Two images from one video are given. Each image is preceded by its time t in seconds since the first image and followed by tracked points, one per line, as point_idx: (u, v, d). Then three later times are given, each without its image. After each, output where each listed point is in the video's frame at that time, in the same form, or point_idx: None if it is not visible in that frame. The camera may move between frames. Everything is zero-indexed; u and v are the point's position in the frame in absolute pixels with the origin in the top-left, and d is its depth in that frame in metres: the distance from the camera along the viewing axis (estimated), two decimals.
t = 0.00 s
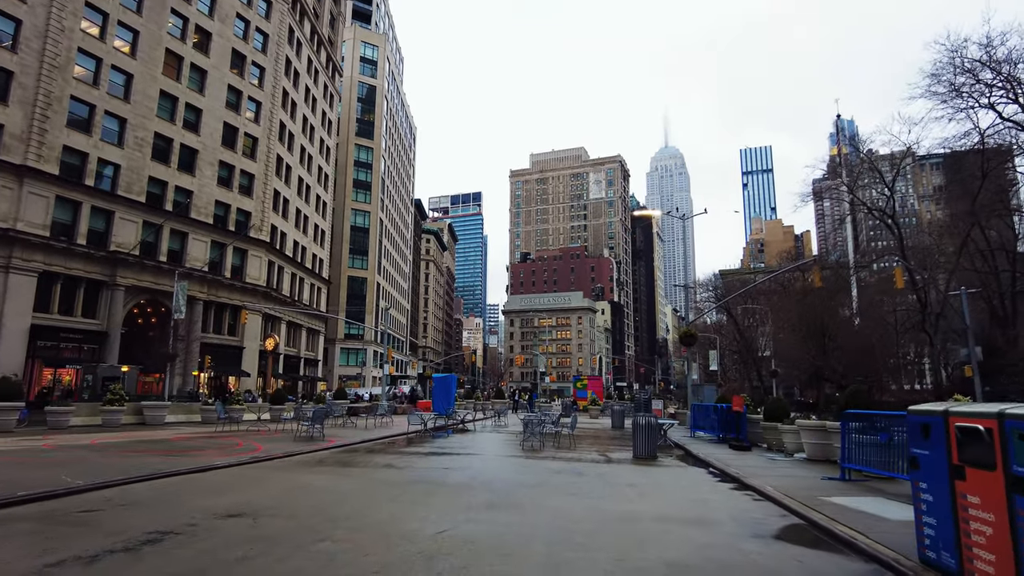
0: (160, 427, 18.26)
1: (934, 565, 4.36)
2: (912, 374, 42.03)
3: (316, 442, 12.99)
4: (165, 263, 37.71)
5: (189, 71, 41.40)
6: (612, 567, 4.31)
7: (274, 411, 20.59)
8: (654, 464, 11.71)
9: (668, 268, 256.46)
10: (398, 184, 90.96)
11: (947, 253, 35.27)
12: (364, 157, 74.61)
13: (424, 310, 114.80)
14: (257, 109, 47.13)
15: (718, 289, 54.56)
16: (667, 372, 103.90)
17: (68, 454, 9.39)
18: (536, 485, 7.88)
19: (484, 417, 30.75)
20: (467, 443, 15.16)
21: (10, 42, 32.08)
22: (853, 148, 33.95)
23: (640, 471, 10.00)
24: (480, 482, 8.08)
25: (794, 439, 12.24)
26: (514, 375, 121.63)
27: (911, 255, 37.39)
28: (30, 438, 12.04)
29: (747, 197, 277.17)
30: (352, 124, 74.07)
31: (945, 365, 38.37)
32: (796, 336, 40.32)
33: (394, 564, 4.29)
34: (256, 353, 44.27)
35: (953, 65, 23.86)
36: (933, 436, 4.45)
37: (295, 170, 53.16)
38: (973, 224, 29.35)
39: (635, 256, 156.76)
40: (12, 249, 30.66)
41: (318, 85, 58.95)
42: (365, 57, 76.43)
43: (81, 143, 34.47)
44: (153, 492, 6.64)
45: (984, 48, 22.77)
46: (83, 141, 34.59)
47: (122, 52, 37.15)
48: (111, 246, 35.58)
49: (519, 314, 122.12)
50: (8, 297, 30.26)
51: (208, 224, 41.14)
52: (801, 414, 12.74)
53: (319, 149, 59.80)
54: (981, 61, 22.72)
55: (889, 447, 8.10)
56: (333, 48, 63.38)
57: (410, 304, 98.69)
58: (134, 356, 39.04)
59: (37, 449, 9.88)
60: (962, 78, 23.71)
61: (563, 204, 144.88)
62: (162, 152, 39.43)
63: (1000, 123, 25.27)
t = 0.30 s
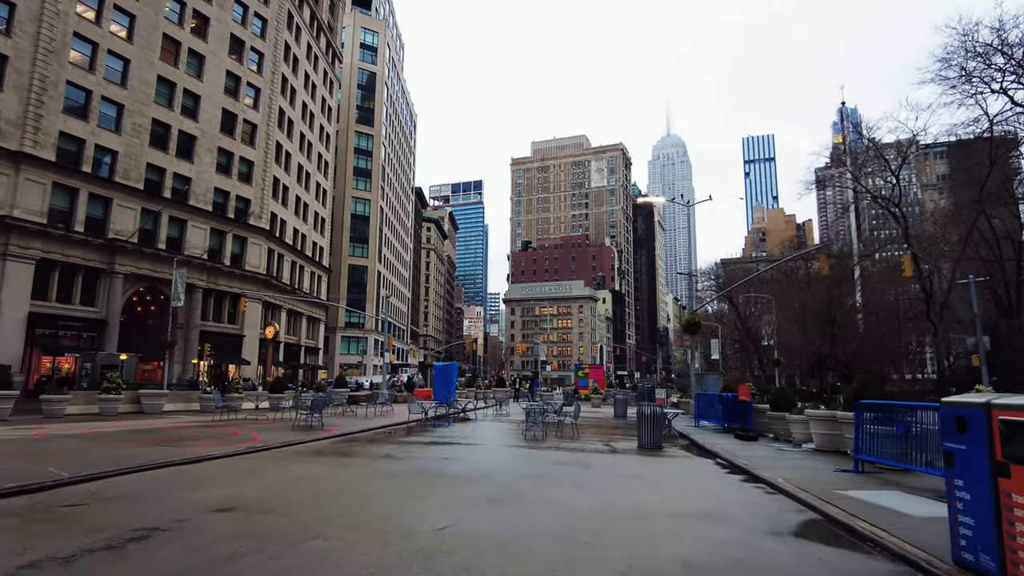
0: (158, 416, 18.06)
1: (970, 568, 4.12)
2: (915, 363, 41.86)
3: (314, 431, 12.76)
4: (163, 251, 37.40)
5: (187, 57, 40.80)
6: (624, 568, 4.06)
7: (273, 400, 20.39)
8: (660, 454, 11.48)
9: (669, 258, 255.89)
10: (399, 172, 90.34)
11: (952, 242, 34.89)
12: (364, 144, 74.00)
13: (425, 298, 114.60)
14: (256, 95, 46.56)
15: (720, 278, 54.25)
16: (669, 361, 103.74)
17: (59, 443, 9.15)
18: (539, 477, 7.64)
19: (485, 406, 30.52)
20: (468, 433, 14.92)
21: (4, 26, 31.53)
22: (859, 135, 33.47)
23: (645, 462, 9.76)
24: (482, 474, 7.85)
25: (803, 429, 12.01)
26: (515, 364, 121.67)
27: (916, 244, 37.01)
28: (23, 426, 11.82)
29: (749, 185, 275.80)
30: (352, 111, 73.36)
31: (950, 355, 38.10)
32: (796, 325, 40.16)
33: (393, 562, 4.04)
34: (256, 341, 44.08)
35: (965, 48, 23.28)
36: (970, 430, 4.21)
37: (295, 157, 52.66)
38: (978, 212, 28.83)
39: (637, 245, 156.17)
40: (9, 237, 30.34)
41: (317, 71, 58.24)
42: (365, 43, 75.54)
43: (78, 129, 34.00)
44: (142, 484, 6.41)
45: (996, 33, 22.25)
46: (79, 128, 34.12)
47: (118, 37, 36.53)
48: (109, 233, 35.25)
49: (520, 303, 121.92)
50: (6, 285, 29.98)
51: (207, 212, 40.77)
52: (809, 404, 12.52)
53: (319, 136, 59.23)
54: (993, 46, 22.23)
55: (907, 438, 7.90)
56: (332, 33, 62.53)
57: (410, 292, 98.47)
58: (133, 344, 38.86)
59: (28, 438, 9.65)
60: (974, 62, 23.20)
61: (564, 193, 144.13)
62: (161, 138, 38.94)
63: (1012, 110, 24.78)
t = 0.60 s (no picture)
0: (155, 407, 17.81)
1: (1010, 570, 3.89)
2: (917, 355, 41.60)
3: (312, 423, 12.51)
4: (162, 241, 37.06)
5: (184, 45, 40.24)
6: (638, 569, 3.80)
7: (272, 391, 20.15)
8: (665, 446, 11.25)
9: (670, 249, 255.34)
10: (399, 162, 89.80)
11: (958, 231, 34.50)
12: (364, 134, 73.41)
13: (425, 289, 114.34)
14: (255, 84, 46.04)
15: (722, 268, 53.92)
16: (670, 352, 103.63)
17: (47, 435, 8.89)
18: (543, 470, 7.38)
19: (486, 397, 30.30)
20: (469, 424, 14.67)
21: None
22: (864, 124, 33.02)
23: (651, 454, 9.51)
24: (485, 467, 7.61)
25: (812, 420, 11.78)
26: (516, 355, 121.58)
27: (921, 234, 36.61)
28: (14, 418, 11.56)
29: (751, 176, 274.73)
30: (352, 101, 72.70)
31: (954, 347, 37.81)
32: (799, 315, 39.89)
33: (391, 564, 3.80)
34: (256, 332, 43.83)
35: (975, 33, 22.79)
36: (1013, 424, 4.04)
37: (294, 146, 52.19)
38: (984, 202, 28.28)
39: (638, 236, 155.73)
40: (5, 227, 29.98)
41: (316, 60, 57.58)
42: (365, 32, 74.80)
43: (74, 118, 33.48)
44: (130, 480, 6.13)
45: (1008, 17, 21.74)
46: (75, 116, 33.60)
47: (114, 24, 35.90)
48: (107, 223, 34.88)
49: (521, 294, 121.64)
50: (3, 276, 29.68)
51: (205, 201, 40.40)
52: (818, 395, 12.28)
53: (318, 125, 58.71)
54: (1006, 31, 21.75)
55: (924, 430, 7.60)
56: (332, 22, 61.78)
57: (411, 283, 98.22)
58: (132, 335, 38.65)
59: (17, 430, 9.40)
60: (985, 48, 22.73)
61: (565, 183, 143.46)
62: (158, 127, 38.46)
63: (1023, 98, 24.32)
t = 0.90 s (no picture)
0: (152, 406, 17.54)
1: None
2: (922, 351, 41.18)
3: (310, 422, 12.23)
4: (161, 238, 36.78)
5: (183, 40, 39.86)
6: None
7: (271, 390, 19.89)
8: (673, 446, 10.96)
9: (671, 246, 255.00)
10: (399, 159, 89.45)
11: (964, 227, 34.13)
12: (364, 131, 73.01)
13: (427, 286, 114.07)
14: (254, 80, 45.67)
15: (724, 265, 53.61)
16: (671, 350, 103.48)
17: (35, 437, 8.60)
18: (549, 473, 7.09)
19: (487, 394, 30.02)
20: (471, 423, 14.36)
21: None
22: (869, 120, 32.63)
23: (659, 455, 9.21)
24: (488, 469, 7.33)
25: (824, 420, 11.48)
26: (517, 352, 121.38)
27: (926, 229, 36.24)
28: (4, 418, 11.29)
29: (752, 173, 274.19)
30: (352, 97, 72.25)
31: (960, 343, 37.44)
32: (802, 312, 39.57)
33: None
34: (256, 329, 43.58)
35: (984, 26, 22.41)
36: None
37: (294, 142, 51.80)
38: (990, 197, 27.96)
39: (639, 232, 155.31)
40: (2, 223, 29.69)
41: (316, 55, 57.15)
42: (365, 28, 74.36)
43: (72, 114, 33.13)
44: (116, 485, 5.85)
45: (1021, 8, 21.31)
46: (73, 112, 33.23)
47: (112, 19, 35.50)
48: (105, 220, 34.59)
49: (522, 291, 121.35)
50: None
51: (205, 198, 40.10)
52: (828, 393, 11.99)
53: (318, 121, 58.35)
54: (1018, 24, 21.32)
55: (949, 431, 7.21)
56: (332, 17, 61.30)
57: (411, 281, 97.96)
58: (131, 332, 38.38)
59: (5, 432, 9.12)
60: (995, 40, 22.30)
61: (566, 180, 143.02)
62: (157, 123, 38.10)
63: None
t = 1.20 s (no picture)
0: (150, 405, 17.31)
1: None
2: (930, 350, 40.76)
3: (311, 422, 11.95)
4: (162, 235, 36.52)
5: (184, 36, 39.57)
6: None
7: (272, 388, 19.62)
8: (682, 447, 10.65)
9: (674, 244, 254.45)
10: (401, 157, 89.17)
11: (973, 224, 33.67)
12: (366, 128, 72.68)
13: (429, 285, 113.79)
14: (256, 76, 45.38)
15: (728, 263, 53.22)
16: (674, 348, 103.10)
17: (25, 438, 8.35)
18: (558, 476, 6.79)
19: (490, 393, 29.71)
20: (475, 422, 14.06)
21: None
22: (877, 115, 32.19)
23: (670, 456, 8.90)
24: (493, 471, 7.06)
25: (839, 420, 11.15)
26: (520, 350, 121.17)
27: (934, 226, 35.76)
28: None
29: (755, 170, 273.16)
30: (354, 94, 71.91)
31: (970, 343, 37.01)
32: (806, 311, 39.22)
33: None
34: (258, 327, 43.37)
35: (997, 18, 21.99)
36: None
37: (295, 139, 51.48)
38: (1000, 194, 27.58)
39: (642, 230, 154.84)
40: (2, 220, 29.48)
41: (318, 52, 56.79)
42: (367, 25, 73.99)
43: (72, 110, 32.85)
44: (102, 491, 5.57)
45: None
46: (73, 108, 32.95)
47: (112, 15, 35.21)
48: (106, 217, 34.35)
49: (524, 289, 121.06)
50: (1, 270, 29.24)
51: (206, 195, 39.84)
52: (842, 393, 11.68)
53: (320, 118, 57.98)
54: None
55: (980, 432, 6.79)
56: (333, 13, 60.91)
57: (414, 279, 97.81)
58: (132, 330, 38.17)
59: None
60: (1008, 32, 21.87)
61: (569, 178, 142.59)
62: (158, 120, 37.82)
63: None
